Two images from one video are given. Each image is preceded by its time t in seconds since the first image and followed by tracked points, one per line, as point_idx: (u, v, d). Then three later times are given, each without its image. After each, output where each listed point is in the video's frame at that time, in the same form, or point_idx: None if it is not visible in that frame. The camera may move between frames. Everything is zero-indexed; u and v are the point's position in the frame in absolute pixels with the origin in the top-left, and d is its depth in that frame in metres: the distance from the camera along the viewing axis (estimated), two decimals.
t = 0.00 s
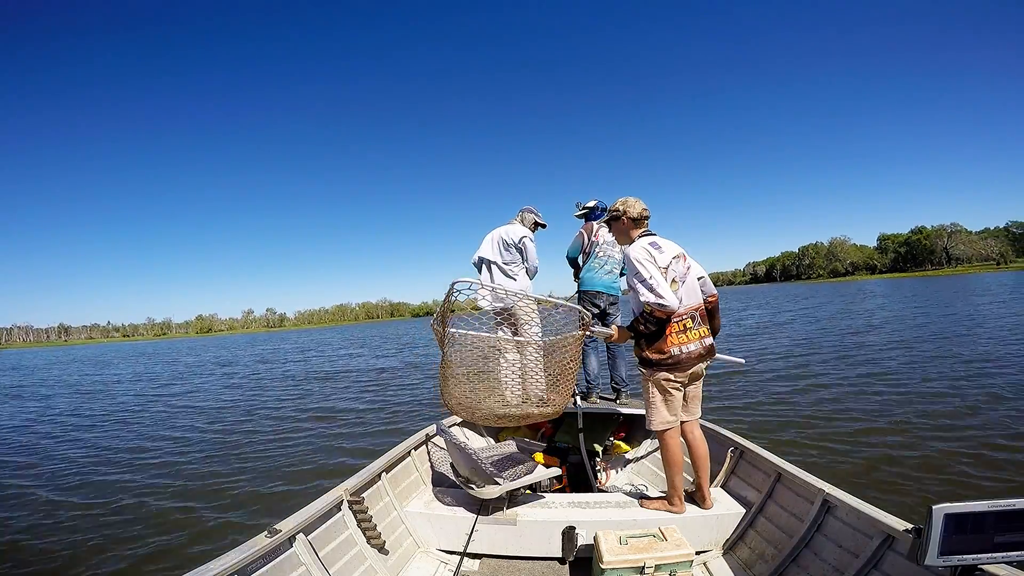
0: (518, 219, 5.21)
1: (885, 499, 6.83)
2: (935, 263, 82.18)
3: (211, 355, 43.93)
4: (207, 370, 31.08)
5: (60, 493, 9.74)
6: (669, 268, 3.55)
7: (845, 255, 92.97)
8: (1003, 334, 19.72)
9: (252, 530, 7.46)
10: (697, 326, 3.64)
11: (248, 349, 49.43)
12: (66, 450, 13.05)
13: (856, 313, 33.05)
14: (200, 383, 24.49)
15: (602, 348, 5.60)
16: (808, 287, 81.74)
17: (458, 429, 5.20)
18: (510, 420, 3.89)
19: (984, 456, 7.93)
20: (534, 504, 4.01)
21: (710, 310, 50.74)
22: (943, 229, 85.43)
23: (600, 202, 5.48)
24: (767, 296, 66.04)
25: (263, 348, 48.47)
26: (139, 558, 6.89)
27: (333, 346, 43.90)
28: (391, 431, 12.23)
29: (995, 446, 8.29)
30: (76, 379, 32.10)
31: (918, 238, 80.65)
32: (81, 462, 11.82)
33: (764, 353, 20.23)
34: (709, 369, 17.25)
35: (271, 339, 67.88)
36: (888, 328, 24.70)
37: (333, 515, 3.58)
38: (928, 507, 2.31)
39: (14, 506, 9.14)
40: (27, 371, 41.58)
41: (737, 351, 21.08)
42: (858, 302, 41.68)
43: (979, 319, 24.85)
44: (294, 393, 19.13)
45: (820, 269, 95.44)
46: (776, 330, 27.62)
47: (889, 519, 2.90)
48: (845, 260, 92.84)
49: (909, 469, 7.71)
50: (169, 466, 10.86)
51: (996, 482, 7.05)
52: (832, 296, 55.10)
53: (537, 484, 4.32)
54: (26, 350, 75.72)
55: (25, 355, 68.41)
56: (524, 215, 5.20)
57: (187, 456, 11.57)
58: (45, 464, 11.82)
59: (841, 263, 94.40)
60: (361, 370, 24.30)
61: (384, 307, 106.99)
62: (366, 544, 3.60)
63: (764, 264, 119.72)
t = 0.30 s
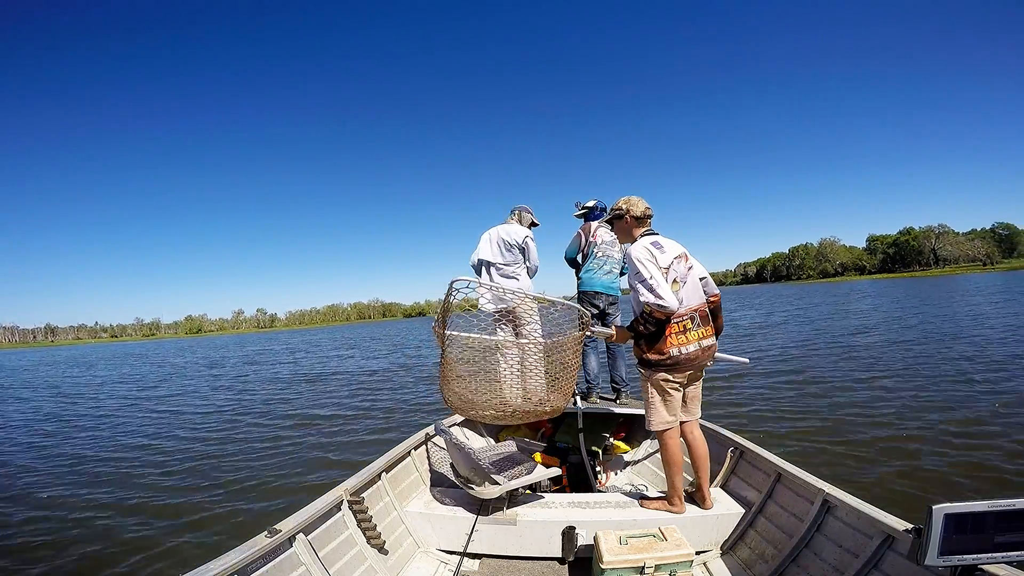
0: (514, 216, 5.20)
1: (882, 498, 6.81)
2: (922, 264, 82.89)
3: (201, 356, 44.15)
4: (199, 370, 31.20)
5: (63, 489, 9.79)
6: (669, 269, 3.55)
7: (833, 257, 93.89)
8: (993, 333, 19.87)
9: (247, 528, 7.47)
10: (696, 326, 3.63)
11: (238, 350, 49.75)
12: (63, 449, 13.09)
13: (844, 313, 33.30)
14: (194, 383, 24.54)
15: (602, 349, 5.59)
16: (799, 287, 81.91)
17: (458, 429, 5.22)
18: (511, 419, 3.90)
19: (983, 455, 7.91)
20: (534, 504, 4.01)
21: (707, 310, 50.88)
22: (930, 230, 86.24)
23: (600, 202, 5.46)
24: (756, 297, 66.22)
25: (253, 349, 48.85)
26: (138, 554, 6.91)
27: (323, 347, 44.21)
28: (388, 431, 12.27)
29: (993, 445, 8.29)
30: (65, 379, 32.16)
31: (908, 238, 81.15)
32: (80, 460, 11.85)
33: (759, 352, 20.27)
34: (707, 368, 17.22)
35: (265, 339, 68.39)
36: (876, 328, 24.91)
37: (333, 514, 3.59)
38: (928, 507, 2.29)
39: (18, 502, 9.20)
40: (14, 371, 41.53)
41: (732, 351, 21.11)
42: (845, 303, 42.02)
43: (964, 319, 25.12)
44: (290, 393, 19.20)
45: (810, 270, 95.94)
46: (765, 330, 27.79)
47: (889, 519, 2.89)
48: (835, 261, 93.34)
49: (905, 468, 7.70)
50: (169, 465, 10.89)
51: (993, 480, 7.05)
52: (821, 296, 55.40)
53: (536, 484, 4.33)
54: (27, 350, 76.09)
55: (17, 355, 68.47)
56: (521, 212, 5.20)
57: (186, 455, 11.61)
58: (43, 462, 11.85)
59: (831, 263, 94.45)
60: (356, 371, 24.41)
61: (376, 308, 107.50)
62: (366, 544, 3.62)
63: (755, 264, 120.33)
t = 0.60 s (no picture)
0: (503, 215, 5.11)
1: (880, 498, 6.82)
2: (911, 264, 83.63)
3: (191, 358, 44.13)
4: (188, 372, 31.15)
5: (61, 492, 9.78)
6: (669, 269, 3.55)
7: (822, 258, 94.56)
8: (980, 332, 20.11)
9: (242, 531, 7.46)
10: (695, 326, 3.62)
11: (228, 352, 49.80)
12: (57, 452, 13.05)
13: (830, 313, 33.63)
14: (187, 386, 24.49)
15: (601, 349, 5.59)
16: (791, 288, 82.20)
17: (458, 430, 5.22)
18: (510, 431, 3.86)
19: (978, 454, 7.95)
20: (534, 504, 4.02)
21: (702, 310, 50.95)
22: (917, 231, 87.15)
23: (597, 202, 5.44)
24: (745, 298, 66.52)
25: (242, 350, 48.92)
26: (136, 558, 6.90)
27: (313, 348, 44.28)
28: (383, 432, 12.28)
29: (989, 444, 8.32)
30: (55, 383, 31.97)
31: (895, 239, 81.83)
32: (74, 463, 11.82)
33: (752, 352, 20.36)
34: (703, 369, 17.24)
35: (256, 341, 68.48)
36: (863, 327, 25.17)
37: (333, 515, 3.59)
38: (928, 507, 2.29)
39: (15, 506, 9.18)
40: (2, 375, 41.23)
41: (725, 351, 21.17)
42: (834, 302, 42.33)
43: (947, 318, 25.51)
44: (283, 395, 19.18)
45: (801, 270, 96.35)
46: (755, 330, 27.99)
47: (889, 519, 2.89)
48: (825, 261, 93.84)
49: (900, 466, 7.74)
50: (166, 467, 10.88)
51: (987, 478, 7.09)
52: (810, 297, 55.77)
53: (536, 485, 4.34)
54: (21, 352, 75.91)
55: (9, 358, 68.34)
56: (507, 211, 5.11)
57: (183, 457, 11.59)
58: (37, 466, 11.80)
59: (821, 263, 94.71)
60: (350, 373, 24.42)
61: (367, 308, 107.69)
62: (366, 544, 3.62)
63: (749, 264, 120.71)
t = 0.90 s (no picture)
0: (499, 216, 5.15)
1: (876, 498, 6.85)
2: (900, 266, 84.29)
3: (178, 359, 43.91)
4: (176, 373, 30.95)
5: (56, 494, 9.72)
6: (665, 270, 3.55)
7: (814, 259, 95.07)
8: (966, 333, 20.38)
9: (237, 533, 7.43)
10: (692, 327, 3.63)
11: (216, 352, 49.60)
12: (48, 454, 12.94)
13: (816, 314, 33.94)
14: (180, 387, 24.38)
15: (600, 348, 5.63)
16: (782, 290, 82.56)
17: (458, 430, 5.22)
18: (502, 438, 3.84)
19: (971, 453, 8.01)
20: (534, 504, 4.01)
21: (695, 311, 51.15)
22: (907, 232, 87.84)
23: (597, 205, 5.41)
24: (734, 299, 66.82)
25: (233, 351, 48.72)
26: (132, 560, 6.86)
27: (302, 349, 44.20)
28: (378, 434, 12.29)
29: (983, 444, 8.38)
30: (45, 383, 31.73)
31: (885, 241, 82.47)
32: (67, 464, 11.73)
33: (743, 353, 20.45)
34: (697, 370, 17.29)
35: (247, 341, 68.36)
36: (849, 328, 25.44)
37: (333, 515, 3.59)
38: (928, 507, 2.30)
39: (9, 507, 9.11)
40: None
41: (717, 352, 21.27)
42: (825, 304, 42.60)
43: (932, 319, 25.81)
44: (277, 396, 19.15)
45: (791, 272, 96.97)
46: (744, 331, 28.17)
47: (889, 519, 2.90)
48: (815, 262, 94.35)
49: (893, 466, 7.80)
50: (161, 468, 10.82)
51: (979, 478, 7.16)
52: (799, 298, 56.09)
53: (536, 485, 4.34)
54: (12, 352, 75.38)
55: None
56: (502, 211, 5.17)
57: (178, 459, 11.54)
58: (28, 468, 11.70)
59: (811, 264, 94.86)
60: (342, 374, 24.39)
61: (359, 308, 107.67)
62: (366, 544, 3.61)
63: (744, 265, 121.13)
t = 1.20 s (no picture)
0: (510, 215, 5.37)
1: (872, 501, 6.87)
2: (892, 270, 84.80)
3: (165, 357, 43.62)
4: (166, 371, 30.79)
5: (50, 493, 9.64)
6: (663, 271, 3.56)
7: (806, 262, 95.51)
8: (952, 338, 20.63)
9: (232, 534, 7.39)
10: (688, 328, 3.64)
11: (205, 351, 49.37)
12: (40, 452, 12.84)
13: (809, 319, 34.09)
14: (174, 385, 24.24)
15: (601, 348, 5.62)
16: (774, 292, 82.60)
17: (458, 430, 5.22)
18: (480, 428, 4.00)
19: (964, 455, 8.08)
20: (534, 504, 4.01)
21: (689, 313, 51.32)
22: (898, 236, 88.43)
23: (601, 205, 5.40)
24: (725, 302, 67.07)
25: (225, 350, 48.46)
26: (126, 561, 6.81)
27: (295, 348, 44.07)
28: (374, 434, 12.29)
29: (978, 446, 8.43)
30: (33, 380, 31.41)
31: (875, 245, 83.04)
32: (60, 463, 11.64)
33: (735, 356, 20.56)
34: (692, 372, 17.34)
35: (239, 340, 68.09)
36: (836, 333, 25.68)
37: (333, 514, 3.58)
38: (928, 507, 2.31)
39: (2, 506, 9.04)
40: None
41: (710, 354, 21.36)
42: (817, 308, 42.86)
43: (924, 324, 25.97)
44: (269, 396, 19.09)
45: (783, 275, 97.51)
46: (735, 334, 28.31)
47: (889, 519, 2.91)
48: (807, 267, 94.88)
49: (886, 467, 7.87)
50: (157, 467, 10.76)
51: (971, 480, 7.23)
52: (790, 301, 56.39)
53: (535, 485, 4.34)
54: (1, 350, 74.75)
55: None
56: (509, 212, 5.38)
57: (172, 457, 11.49)
58: (19, 465, 11.60)
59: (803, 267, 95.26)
60: (337, 374, 24.34)
61: (353, 308, 107.58)
62: (366, 544, 3.60)
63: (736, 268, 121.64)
